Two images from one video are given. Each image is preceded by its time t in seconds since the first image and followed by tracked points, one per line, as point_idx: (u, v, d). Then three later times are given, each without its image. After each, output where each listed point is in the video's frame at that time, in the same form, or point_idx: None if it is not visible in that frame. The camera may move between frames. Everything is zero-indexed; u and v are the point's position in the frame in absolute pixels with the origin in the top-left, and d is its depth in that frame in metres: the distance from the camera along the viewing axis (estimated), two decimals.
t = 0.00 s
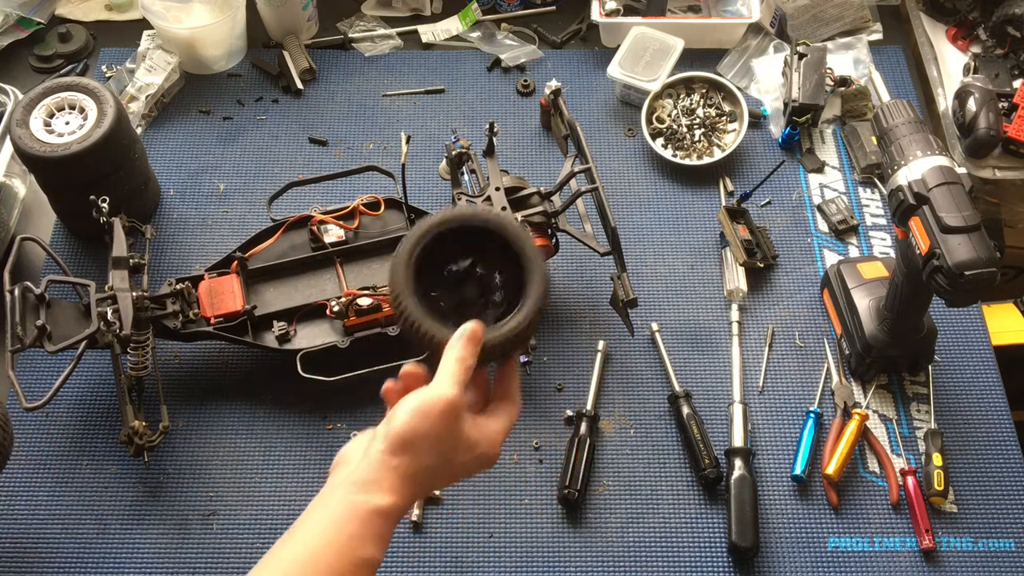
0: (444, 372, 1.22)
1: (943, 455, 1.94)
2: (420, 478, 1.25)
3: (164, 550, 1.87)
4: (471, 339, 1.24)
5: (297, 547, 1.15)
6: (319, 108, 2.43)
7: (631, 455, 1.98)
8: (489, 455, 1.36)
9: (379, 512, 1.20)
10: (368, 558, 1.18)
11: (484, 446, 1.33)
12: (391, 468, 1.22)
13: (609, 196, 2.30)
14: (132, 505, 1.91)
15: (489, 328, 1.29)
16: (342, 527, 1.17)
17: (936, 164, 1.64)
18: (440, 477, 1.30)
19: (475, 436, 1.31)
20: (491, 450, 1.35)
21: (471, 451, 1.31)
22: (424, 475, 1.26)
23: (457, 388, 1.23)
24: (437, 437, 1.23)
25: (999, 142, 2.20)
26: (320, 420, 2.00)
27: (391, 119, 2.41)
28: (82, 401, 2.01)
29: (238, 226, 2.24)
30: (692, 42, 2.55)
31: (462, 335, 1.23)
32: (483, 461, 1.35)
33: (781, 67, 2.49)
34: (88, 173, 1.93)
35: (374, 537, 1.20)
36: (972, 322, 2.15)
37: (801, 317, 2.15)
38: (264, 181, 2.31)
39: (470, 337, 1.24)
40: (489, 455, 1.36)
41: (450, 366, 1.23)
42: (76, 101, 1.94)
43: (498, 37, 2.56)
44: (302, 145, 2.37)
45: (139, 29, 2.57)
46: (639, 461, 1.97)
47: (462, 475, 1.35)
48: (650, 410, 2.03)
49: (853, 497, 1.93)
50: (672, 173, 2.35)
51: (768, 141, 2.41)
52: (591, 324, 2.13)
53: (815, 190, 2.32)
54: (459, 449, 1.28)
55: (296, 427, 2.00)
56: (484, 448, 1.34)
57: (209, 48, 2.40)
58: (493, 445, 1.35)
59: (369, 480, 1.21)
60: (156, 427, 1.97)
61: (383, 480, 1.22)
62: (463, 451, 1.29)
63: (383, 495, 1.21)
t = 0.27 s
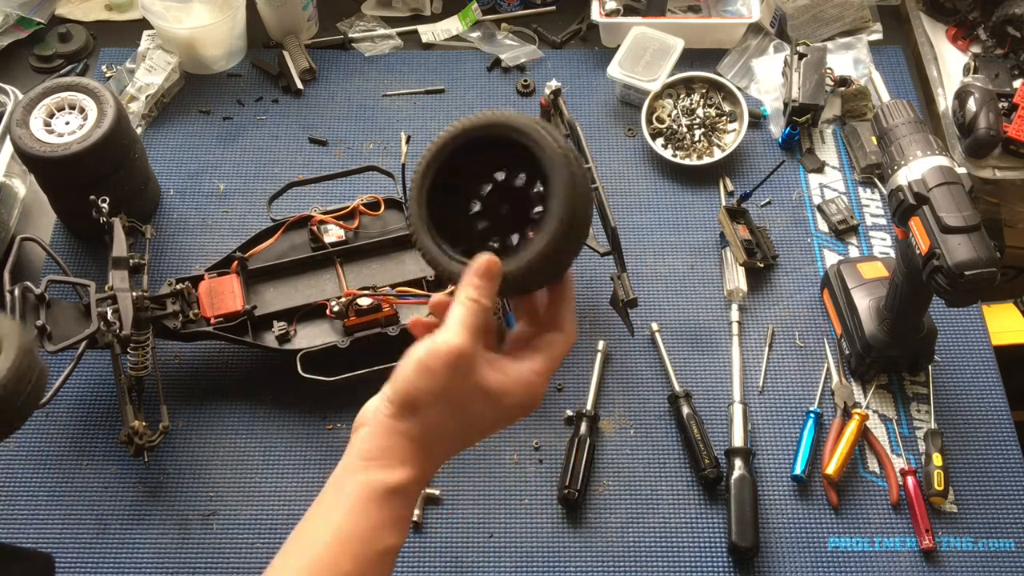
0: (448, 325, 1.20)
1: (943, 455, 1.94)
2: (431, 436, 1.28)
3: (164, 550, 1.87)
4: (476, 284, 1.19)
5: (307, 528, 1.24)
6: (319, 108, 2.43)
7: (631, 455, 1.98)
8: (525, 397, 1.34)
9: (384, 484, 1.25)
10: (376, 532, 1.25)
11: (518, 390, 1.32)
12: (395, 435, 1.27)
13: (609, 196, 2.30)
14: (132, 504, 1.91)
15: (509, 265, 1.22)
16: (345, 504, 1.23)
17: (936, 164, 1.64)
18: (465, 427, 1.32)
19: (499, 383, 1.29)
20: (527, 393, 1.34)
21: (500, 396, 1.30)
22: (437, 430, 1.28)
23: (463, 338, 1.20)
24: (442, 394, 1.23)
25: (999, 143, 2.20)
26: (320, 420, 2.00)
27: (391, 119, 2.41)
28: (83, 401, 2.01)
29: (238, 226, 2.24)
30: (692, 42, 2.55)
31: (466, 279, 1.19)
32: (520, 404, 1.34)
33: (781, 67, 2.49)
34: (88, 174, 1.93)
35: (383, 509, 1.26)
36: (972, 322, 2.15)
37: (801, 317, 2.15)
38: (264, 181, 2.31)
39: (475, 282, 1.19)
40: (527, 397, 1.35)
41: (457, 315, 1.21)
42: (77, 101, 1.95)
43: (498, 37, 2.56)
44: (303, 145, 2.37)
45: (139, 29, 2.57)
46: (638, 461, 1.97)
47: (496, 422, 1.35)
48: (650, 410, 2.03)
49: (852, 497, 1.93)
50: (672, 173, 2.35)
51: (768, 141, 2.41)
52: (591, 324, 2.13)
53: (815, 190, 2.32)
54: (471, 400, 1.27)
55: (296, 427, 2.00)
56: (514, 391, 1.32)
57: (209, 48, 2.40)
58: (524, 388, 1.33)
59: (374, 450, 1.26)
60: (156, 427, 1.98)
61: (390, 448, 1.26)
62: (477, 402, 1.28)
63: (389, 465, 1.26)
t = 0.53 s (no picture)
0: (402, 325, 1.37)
1: (943, 455, 1.94)
2: (407, 432, 1.36)
3: (164, 550, 1.87)
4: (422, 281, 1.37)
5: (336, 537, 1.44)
6: (319, 108, 2.43)
7: (631, 455, 1.98)
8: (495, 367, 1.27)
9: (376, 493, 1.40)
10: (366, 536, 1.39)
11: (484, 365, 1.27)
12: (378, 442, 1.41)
13: (609, 196, 2.30)
14: (132, 504, 1.91)
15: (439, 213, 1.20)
16: (345, 514, 1.42)
17: (936, 164, 1.64)
18: (447, 419, 1.33)
19: (450, 363, 1.29)
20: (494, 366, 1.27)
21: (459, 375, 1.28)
22: (411, 424, 1.35)
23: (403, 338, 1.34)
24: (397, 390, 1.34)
25: (999, 143, 2.20)
26: (320, 420, 2.00)
27: (391, 119, 2.41)
28: (83, 401, 2.01)
29: (238, 226, 2.24)
30: (692, 42, 2.55)
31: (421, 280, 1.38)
32: (494, 379, 1.28)
33: (781, 67, 2.49)
34: (90, 174, 1.93)
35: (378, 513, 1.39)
36: (972, 322, 2.15)
37: (801, 317, 2.15)
38: (264, 181, 2.31)
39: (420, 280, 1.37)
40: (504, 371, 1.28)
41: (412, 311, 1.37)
42: (77, 101, 1.94)
43: (498, 37, 2.57)
44: (303, 145, 2.37)
45: (139, 29, 2.57)
46: (639, 461, 1.97)
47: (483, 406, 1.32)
48: (650, 410, 2.03)
49: (852, 497, 1.93)
50: (672, 173, 2.35)
51: (768, 141, 2.41)
52: (591, 324, 2.13)
53: (815, 189, 2.32)
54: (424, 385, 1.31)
55: (296, 426, 2.00)
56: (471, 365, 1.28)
57: (209, 48, 2.40)
58: (484, 364, 1.27)
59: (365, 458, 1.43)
60: (156, 427, 1.98)
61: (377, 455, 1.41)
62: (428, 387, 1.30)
63: (380, 472, 1.42)
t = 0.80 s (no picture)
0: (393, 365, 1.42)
1: (943, 455, 1.94)
2: (394, 473, 1.36)
3: (164, 550, 1.87)
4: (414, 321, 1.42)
5: None
6: (319, 108, 2.43)
7: (631, 455, 1.98)
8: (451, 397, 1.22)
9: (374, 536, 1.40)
10: None
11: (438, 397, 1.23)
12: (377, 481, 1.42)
13: (609, 196, 2.30)
14: (132, 504, 1.91)
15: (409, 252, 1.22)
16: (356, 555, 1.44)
17: (936, 164, 1.64)
18: (422, 454, 1.30)
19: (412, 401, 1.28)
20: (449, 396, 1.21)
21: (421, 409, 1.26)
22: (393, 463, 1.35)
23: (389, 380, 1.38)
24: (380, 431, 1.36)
25: (999, 143, 2.20)
26: (320, 420, 2.00)
27: (391, 118, 2.41)
28: (83, 401, 2.01)
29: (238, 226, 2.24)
30: (692, 42, 2.55)
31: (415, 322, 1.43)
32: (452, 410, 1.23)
33: (781, 67, 2.49)
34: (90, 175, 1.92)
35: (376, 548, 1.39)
36: (972, 322, 2.16)
37: (801, 317, 2.15)
38: (264, 181, 2.31)
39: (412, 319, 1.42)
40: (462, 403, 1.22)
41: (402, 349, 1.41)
42: (77, 101, 1.95)
43: (498, 37, 2.57)
44: (303, 145, 2.37)
45: (139, 29, 2.57)
46: (639, 461, 1.97)
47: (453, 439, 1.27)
48: (650, 410, 2.03)
49: (853, 497, 1.93)
50: (672, 173, 2.35)
51: (768, 141, 2.41)
52: (591, 324, 2.13)
53: (815, 189, 2.32)
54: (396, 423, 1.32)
55: (296, 426, 2.00)
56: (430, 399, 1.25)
57: (209, 48, 2.40)
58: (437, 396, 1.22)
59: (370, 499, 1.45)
60: (156, 427, 1.98)
61: (375, 494, 1.42)
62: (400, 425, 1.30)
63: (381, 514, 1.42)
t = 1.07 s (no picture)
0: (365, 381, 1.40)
1: (943, 455, 1.94)
2: (370, 495, 1.34)
3: (164, 549, 1.87)
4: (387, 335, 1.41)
5: None
6: (319, 108, 2.43)
7: (631, 455, 1.98)
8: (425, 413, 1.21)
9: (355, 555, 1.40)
10: None
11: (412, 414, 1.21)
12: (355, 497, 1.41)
13: (609, 196, 2.30)
14: (132, 504, 1.91)
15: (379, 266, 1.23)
16: None
17: (936, 164, 1.64)
18: (396, 474, 1.29)
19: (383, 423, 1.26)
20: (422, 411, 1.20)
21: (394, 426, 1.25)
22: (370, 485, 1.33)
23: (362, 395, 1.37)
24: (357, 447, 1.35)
25: (999, 143, 2.20)
26: (320, 420, 2.00)
27: (391, 119, 2.41)
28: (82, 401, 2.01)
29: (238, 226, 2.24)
30: (692, 42, 2.55)
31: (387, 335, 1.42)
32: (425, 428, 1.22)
33: (781, 67, 2.49)
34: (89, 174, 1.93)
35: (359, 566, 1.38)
36: (972, 321, 2.16)
37: (801, 317, 2.15)
38: (264, 181, 2.31)
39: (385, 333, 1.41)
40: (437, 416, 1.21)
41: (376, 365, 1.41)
42: (77, 101, 1.95)
43: (498, 37, 2.57)
44: (303, 145, 2.37)
45: (139, 29, 2.57)
46: (639, 461, 1.97)
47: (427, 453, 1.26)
48: (650, 410, 2.03)
49: (853, 497, 1.93)
50: (672, 173, 2.35)
51: (768, 141, 2.41)
52: (591, 324, 2.13)
53: (815, 189, 2.32)
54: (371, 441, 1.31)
55: (296, 426, 2.00)
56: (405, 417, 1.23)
57: (209, 48, 2.40)
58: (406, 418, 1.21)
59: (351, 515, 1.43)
60: (156, 427, 1.98)
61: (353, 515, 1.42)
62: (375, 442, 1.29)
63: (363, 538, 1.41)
